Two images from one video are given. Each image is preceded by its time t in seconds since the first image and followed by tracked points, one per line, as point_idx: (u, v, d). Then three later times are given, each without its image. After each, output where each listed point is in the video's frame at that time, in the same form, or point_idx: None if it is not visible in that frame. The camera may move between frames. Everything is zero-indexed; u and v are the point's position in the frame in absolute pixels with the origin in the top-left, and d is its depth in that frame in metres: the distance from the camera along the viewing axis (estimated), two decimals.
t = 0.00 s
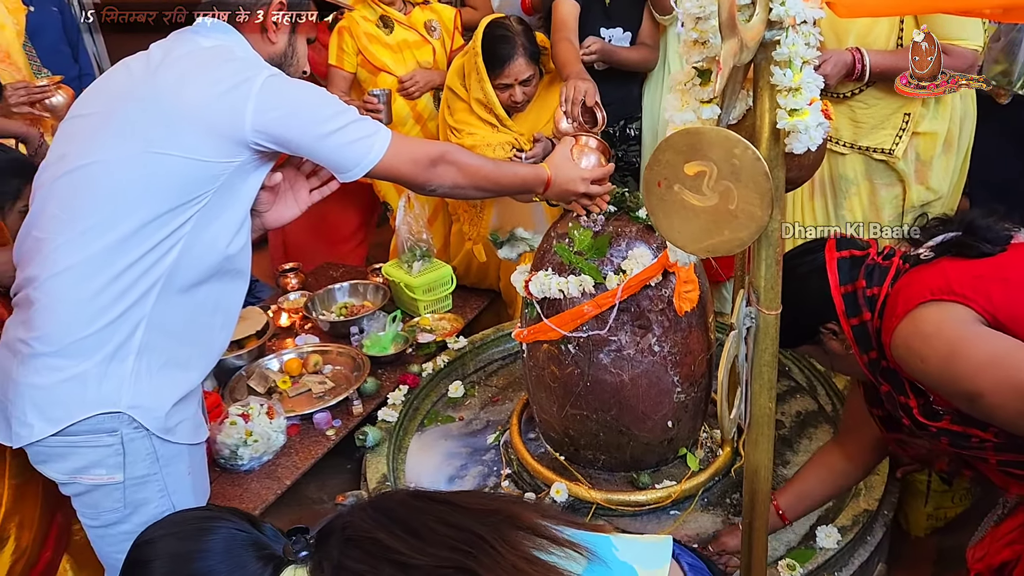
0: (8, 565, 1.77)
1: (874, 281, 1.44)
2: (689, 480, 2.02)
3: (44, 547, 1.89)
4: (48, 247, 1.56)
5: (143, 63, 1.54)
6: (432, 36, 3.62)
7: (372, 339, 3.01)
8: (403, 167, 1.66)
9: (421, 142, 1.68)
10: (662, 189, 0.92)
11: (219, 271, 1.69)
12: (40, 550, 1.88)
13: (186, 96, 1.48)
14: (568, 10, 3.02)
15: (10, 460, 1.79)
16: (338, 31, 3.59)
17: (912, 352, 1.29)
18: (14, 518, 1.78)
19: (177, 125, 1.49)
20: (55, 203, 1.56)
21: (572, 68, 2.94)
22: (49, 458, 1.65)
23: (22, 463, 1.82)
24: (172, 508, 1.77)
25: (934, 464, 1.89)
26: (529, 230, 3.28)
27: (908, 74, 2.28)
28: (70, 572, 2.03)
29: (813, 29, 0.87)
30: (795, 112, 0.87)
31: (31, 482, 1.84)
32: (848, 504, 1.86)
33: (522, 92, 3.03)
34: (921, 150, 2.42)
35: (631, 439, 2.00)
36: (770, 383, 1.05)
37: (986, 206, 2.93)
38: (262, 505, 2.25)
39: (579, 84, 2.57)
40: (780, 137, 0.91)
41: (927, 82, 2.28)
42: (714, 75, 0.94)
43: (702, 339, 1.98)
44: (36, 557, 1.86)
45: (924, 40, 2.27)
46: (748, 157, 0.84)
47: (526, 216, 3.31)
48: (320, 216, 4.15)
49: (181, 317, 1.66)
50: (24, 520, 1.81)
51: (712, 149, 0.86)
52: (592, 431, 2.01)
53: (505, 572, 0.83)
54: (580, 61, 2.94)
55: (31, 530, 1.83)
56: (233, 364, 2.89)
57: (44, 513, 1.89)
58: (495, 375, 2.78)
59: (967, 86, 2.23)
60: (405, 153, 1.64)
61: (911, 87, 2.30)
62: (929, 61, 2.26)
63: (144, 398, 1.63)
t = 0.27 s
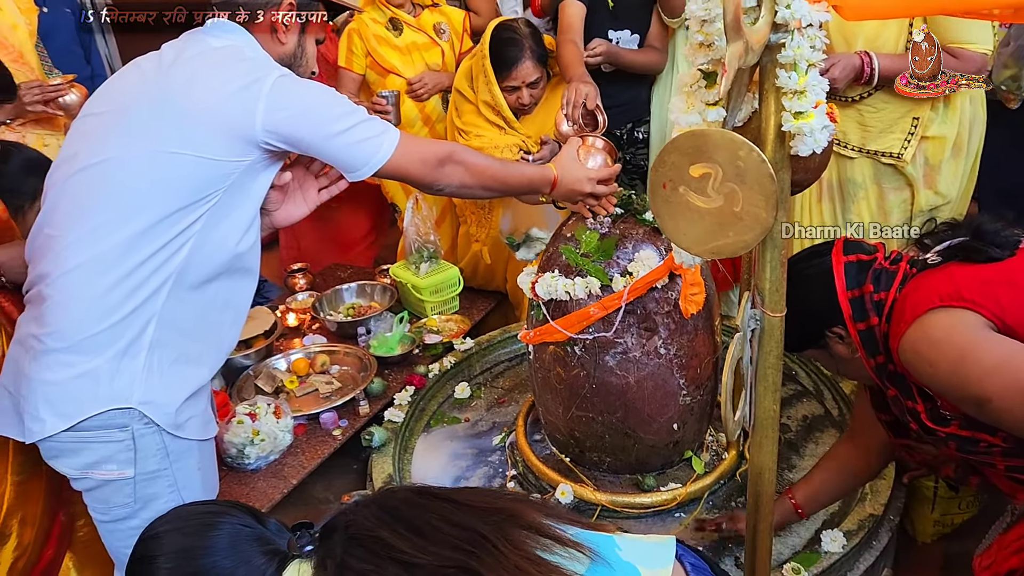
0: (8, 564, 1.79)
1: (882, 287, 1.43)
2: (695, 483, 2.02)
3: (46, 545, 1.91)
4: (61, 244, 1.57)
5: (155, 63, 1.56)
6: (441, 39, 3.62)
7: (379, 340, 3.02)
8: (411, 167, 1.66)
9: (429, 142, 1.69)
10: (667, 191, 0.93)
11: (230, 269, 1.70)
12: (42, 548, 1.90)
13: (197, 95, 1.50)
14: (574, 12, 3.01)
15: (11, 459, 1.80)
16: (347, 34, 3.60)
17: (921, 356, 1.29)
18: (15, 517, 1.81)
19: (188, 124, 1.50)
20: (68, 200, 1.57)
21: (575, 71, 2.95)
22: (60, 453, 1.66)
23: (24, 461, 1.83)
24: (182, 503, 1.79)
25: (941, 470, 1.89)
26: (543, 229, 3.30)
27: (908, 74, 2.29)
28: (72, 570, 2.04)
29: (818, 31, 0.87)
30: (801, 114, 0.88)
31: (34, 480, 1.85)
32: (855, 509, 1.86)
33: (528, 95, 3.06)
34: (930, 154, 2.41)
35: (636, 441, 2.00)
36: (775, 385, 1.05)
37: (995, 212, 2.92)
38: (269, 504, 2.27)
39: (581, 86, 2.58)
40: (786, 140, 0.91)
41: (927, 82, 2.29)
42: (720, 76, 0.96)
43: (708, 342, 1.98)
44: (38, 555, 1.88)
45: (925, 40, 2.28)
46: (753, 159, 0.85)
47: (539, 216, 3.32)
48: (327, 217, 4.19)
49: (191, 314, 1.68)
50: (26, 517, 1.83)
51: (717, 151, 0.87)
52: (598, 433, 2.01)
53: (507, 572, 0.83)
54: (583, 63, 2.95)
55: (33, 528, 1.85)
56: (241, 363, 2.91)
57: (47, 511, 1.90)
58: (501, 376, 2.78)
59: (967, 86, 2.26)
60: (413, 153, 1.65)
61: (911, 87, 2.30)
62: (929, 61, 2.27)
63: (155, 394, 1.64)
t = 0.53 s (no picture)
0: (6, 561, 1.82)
1: (886, 292, 1.43)
2: (698, 483, 2.01)
3: (45, 542, 1.94)
4: (69, 240, 1.58)
5: (162, 60, 1.57)
6: (447, 39, 3.64)
7: (383, 338, 3.03)
8: (416, 164, 1.67)
9: (434, 139, 1.69)
10: (671, 189, 0.93)
11: (235, 264, 1.71)
12: (41, 545, 1.92)
13: (204, 91, 1.51)
14: (580, 12, 3.03)
15: (10, 455, 1.83)
16: (354, 34, 3.63)
17: (929, 365, 1.28)
18: (13, 513, 1.83)
19: (195, 120, 1.51)
20: (76, 195, 1.58)
21: (577, 72, 2.92)
22: (67, 447, 1.67)
23: (23, 456, 1.85)
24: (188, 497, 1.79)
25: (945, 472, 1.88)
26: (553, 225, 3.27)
27: (908, 74, 2.29)
28: (71, 567, 2.03)
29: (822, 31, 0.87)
30: (804, 113, 0.88)
31: (32, 476, 1.88)
32: (858, 510, 1.85)
33: (534, 94, 3.05)
34: (936, 156, 2.40)
35: (639, 441, 2.00)
36: (777, 384, 1.05)
37: (1001, 214, 2.91)
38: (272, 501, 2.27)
39: (581, 90, 2.58)
40: (789, 138, 0.91)
41: (927, 82, 2.29)
42: (723, 74, 0.95)
43: (711, 342, 1.98)
44: (37, 552, 1.91)
45: (924, 40, 2.27)
46: (755, 158, 0.85)
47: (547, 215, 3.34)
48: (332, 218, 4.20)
49: (197, 309, 1.68)
50: (25, 513, 1.86)
51: (720, 149, 0.87)
52: (602, 433, 2.01)
53: (509, 567, 0.84)
54: (585, 66, 2.93)
55: (32, 524, 1.87)
56: (246, 361, 2.91)
57: (45, 507, 1.92)
58: (505, 376, 2.78)
59: (967, 87, 2.25)
60: (419, 150, 1.66)
61: (911, 86, 2.30)
62: (928, 61, 2.27)
63: (161, 388, 1.65)
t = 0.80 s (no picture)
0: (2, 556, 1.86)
1: (888, 296, 1.43)
2: (699, 482, 2.01)
3: (44, 537, 1.95)
4: (73, 233, 1.58)
5: (167, 56, 1.58)
6: (450, 38, 3.65)
7: (386, 336, 3.04)
8: (418, 160, 1.68)
9: (436, 135, 1.70)
10: (669, 185, 0.93)
11: (238, 259, 1.71)
12: (39, 540, 1.94)
13: (208, 87, 1.51)
14: (582, 11, 3.05)
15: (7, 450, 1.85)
16: (358, 32, 3.63)
17: (932, 369, 1.27)
18: (11, 508, 1.86)
19: (200, 116, 1.52)
20: (81, 189, 1.59)
21: (578, 71, 2.92)
22: (70, 440, 1.68)
23: (21, 450, 1.89)
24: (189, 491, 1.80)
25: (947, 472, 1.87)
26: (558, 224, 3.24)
27: (908, 74, 2.29)
28: (69, 562, 2.03)
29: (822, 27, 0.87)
30: (803, 110, 0.88)
31: (29, 472, 1.90)
32: (859, 511, 1.85)
33: (536, 92, 3.07)
34: (940, 156, 2.39)
35: (641, 440, 2.00)
36: (776, 382, 1.05)
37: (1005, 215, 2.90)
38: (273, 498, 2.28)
39: (581, 89, 2.59)
40: (788, 135, 0.91)
41: (927, 82, 2.29)
42: (722, 72, 0.97)
43: (713, 341, 1.98)
44: (35, 547, 1.93)
45: (924, 40, 2.27)
46: (755, 155, 0.85)
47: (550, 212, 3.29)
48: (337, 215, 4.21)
49: (201, 303, 1.69)
50: (22, 509, 1.89)
51: (719, 146, 0.87)
52: (602, 432, 2.01)
53: (509, 561, 0.84)
54: (586, 65, 2.92)
55: (29, 519, 1.90)
56: (249, 359, 2.92)
57: (43, 502, 1.95)
58: (507, 375, 2.78)
59: (967, 86, 2.25)
60: (421, 146, 1.67)
61: (911, 86, 2.30)
62: (929, 61, 2.27)
63: (163, 381, 1.65)
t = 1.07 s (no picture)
0: None
1: (887, 301, 1.43)
2: (697, 484, 2.00)
3: (38, 534, 1.97)
4: (73, 229, 1.58)
5: (167, 54, 1.58)
6: (451, 37, 3.63)
7: (386, 335, 3.04)
8: (418, 157, 1.68)
9: (437, 132, 1.70)
10: (663, 185, 0.92)
11: (237, 257, 1.71)
12: (34, 537, 1.96)
13: (209, 84, 1.51)
14: (582, 10, 3.04)
15: (2, 447, 1.84)
16: (359, 31, 3.63)
17: (931, 375, 1.26)
18: (6, 505, 1.86)
19: (200, 113, 1.51)
20: (81, 186, 1.59)
21: (577, 71, 2.92)
22: (67, 436, 1.68)
23: (17, 447, 1.87)
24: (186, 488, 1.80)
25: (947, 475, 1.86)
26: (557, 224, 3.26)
27: (908, 74, 2.28)
28: (64, 559, 2.05)
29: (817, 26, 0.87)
30: (798, 110, 0.87)
31: (24, 469, 1.89)
32: (858, 513, 1.84)
33: (536, 90, 3.04)
34: (942, 157, 2.38)
35: (639, 441, 2.00)
36: (771, 383, 1.04)
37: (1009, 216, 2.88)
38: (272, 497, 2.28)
39: (581, 90, 2.59)
40: (783, 135, 0.90)
41: (927, 82, 2.27)
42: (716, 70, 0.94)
43: (713, 342, 1.97)
44: (29, 544, 1.94)
45: (924, 40, 2.27)
46: (748, 153, 0.84)
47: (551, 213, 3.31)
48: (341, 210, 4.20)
49: (199, 301, 1.69)
50: (16, 505, 1.88)
51: (713, 145, 0.86)
52: (601, 432, 2.00)
53: (503, 558, 0.83)
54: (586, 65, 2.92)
55: (24, 517, 1.90)
56: (250, 358, 2.92)
57: (39, 499, 1.95)
58: (507, 375, 2.78)
59: (967, 87, 2.24)
60: (421, 143, 1.67)
61: (911, 86, 2.29)
62: (928, 61, 2.26)
63: (161, 378, 1.65)
